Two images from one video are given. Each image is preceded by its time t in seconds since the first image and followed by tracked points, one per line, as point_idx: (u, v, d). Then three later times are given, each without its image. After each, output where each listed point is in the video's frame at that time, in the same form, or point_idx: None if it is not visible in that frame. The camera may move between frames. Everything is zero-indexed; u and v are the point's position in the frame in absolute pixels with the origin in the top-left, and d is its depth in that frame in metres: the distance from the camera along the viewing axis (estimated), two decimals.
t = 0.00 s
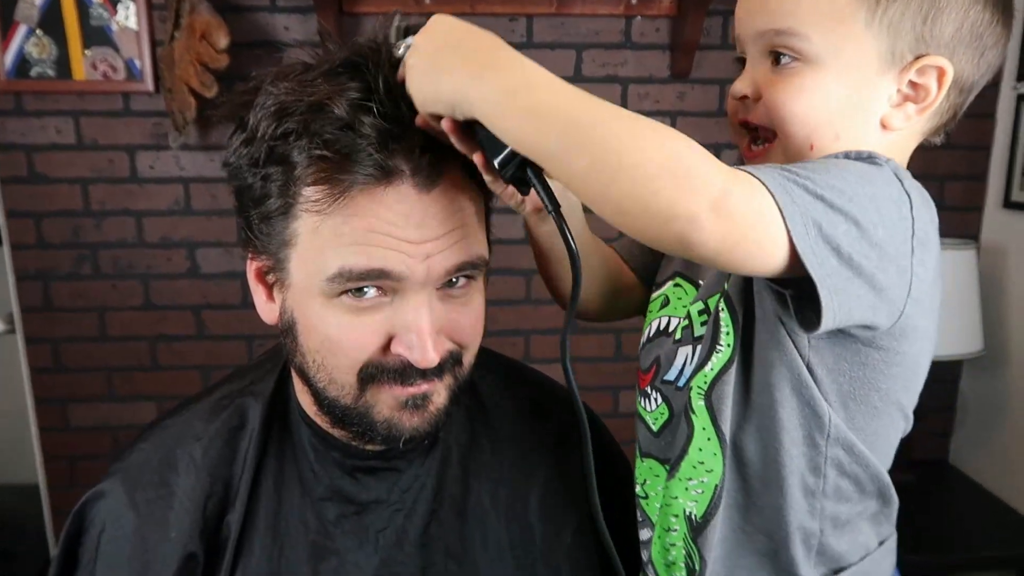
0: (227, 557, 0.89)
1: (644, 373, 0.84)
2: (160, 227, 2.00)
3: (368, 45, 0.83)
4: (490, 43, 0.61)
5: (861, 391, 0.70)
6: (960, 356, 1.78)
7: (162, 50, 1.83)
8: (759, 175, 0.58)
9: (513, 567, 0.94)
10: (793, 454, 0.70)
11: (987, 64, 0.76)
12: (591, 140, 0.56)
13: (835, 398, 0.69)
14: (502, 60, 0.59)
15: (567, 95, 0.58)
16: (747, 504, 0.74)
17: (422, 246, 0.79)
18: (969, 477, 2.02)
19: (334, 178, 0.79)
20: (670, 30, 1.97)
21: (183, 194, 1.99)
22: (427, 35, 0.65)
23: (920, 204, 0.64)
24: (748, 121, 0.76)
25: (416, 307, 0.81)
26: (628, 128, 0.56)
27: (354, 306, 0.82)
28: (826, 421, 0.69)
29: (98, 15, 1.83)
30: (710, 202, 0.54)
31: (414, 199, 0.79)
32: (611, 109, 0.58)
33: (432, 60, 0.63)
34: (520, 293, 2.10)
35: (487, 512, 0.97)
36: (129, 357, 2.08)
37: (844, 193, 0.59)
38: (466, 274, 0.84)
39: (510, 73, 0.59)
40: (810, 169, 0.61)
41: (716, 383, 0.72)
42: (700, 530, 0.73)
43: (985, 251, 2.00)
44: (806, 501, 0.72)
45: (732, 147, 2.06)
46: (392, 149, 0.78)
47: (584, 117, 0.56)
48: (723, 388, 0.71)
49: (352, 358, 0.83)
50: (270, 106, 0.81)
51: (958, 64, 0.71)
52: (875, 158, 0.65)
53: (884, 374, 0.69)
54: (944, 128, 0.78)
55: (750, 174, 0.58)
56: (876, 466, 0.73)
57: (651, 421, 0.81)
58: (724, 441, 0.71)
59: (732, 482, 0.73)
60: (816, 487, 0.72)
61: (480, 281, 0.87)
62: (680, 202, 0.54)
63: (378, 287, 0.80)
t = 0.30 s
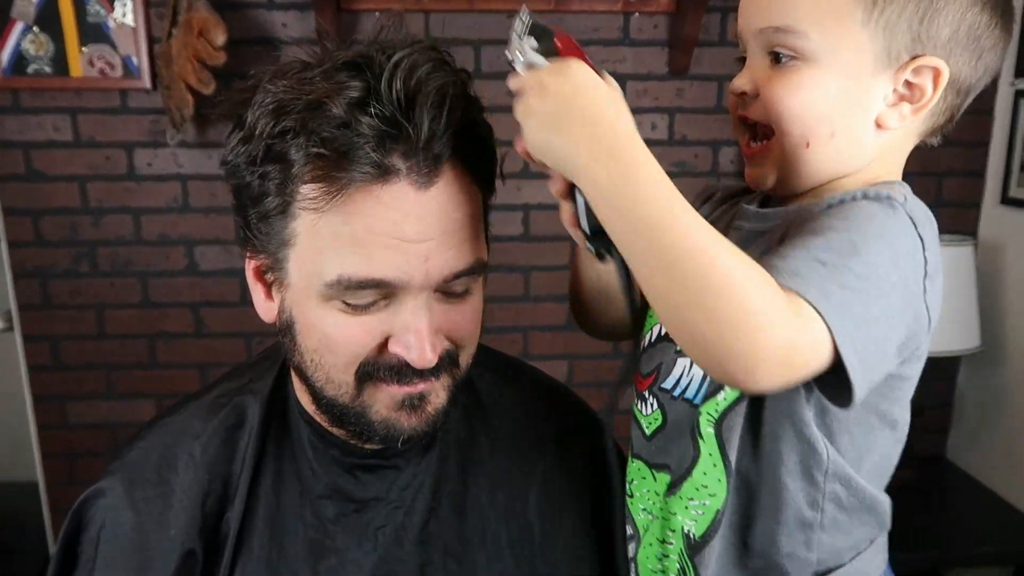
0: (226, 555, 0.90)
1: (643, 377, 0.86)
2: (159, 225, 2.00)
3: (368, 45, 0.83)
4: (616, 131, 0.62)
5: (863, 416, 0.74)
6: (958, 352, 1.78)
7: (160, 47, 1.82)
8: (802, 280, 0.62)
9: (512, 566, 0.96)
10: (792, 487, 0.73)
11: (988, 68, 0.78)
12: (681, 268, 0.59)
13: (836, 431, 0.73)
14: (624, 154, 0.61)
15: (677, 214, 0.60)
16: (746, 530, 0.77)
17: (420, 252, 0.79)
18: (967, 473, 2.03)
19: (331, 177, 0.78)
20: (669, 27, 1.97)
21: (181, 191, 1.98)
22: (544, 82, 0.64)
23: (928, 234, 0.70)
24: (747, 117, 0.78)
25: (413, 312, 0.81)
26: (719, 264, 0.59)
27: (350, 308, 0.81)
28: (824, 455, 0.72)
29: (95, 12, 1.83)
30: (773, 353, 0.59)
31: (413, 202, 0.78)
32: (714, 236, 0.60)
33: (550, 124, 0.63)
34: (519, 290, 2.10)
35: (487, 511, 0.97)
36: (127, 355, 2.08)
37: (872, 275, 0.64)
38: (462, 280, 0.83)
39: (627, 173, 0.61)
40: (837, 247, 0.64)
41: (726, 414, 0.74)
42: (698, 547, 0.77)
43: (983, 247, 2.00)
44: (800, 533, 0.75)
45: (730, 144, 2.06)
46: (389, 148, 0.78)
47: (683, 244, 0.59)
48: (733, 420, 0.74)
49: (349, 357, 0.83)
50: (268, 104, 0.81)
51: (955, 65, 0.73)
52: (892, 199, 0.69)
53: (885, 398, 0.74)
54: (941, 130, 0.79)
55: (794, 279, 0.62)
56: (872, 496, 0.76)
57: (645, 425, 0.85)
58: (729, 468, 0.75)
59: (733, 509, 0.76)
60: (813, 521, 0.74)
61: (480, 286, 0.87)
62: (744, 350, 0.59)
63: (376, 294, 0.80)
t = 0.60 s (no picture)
0: (225, 558, 0.90)
1: (671, 403, 0.91)
2: (158, 230, 2.01)
3: (364, 54, 0.84)
4: (665, 197, 0.62)
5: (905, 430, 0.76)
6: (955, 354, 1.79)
7: (159, 52, 1.83)
8: (858, 310, 0.62)
9: (510, 566, 0.96)
10: (844, 507, 0.75)
11: (990, 69, 0.79)
12: (746, 325, 0.60)
13: (878, 448, 0.75)
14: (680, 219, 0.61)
15: (732, 272, 0.60)
16: (797, 556, 0.79)
17: (416, 262, 0.78)
18: (964, 475, 2.04)
19: (326, 184, 0.78)
20: (666, 31, 1.97)
21: (180, 196, 1.99)
22: (573, 162, 0.64)
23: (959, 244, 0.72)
24: (756, 133, 0.78)
25: (409, 321, 0.81)
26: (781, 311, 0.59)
27: (345, 316, 0.81)
28: (873, 474, 0.74)
29: (95, 17, 1.83)
30: (846, 396, 0.60)
31: (408, 210, 0.78)
32: (768, 282, 0.61)
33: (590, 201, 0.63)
34: (517, 293, 2.11)
35: (485, 514, 0.98)
36: (127, 359, 2.08)
37: (921, 296, 0.65)
38: (458, 291, 0.83)
39: (677, 240, 0.61)
40: (881, 271, 0.65)
41: (772, 440, 0.77)
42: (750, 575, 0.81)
43: (980, 250, 2.01)
44: (853, 556, 0.76)
45: (727, 148, 2.07)
46: (383, 155, 0.78)
47: (743, 301, 0.60)
48: (779, 446, 0.77)
49: (347, 366, 0.84)
50: (265, 113, 0.82)
51: (962, 70, 0.75)
52: (922, 213, 0.70)
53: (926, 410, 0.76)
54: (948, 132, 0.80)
55: (848, 309, 0.62)
56: (916, 509, 0.78)
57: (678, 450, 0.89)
58: (779, 495, 0.77)
59: (783, 535, 0.79)
60: (864, 542, 0.76)
61: (475, 295, 0.87)
62: (820, 393, 0.60)
63: (371, 304, 0.80)
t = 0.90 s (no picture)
0: None
1: (691, 434, 0.91)
2: (158, 245, 2.02)
3: (365, 75, 0.86)
4: (650, 263, 0.64)
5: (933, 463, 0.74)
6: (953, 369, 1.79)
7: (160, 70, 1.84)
8: (862, 357, 0.61)
9: None
10: (870, 546, 0.73)
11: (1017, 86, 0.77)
12: (740, 385, 0.60)
13: (906, 484, 0.73)
14: (664, 285, 0.63)
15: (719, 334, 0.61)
16: None
17: (413, 282, 0.79)
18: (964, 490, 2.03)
19: (326, 204, 0.79)
20: (663, 48, 1.99)
21: (181, 212, 2.00)
22: (552, 235, 0.68)
23: (980, 273, 0.70)
24: (774, 157, 0.78)
25: (408, 341, 0.82)
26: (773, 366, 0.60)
27: (343, 337, 0.82)
28: (901, 512, 0.72)
29: (97, 35, 1.85)
30: (847, 444, 0.60)
31: (406, 230, 0.79)
32: (758, 340, 0.61)
33: (573, 270, 0.66)
34: (516, 308, 2.11)
35: (482, 531, 0.98)
36: (126, 374, 2.08)
37: (935, 335, 0.63)
38: (455, 312, 0.84)
39: (662, 307, 0.63)
40: (891, 312, 0.63)
41: (791, 477, 0.76)
42: None
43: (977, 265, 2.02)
44: None
45: (725, 164, 2.08)
46: (383, 176, 0.79)
47: (734, 361, 0.60)
48: (799, 484, 0.75)
49: (347, 385, 0.84)
50: (267, 133, 0.83)
51: (988, 89, 0.73)
52: (939, 246, 0.68)
53: (958, 443, 0.74)
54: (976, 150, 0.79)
55: (852, 355, 0.61)
56: (945, 545, 0.75)
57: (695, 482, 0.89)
58: (799, 532, 0.76)
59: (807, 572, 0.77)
60: None
61: (472, 318, 0.88)
62: (821, 444, 0.60)
63: (369, 325, 0.80)
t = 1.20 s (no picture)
0: None
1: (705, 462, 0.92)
2: (156, 254, 2.02)
3: (358, 85, 0.86)
4: (629, 285, 0.65)
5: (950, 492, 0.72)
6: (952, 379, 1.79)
7: (159, 79, 1.85)
8: (863, 384, 0.60)
9: None
10: None
11: None
12: (723, 407, 0.61)
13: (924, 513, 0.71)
14: (643, 305, 0.64)
15: (701, 356, 0.62)
16: None
17: (408, 295, 0.79)
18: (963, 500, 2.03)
19: (318, 215, 0.79)
20: (660, 58, 2.00)
21: (179, 220, 2.00)
22: (531, 267, 0.69)
23: (1012, 300, 0.66)
24: (799, 173, 0.75)
25: (402, 355, 0.82)
26: (754, 387, 0.60)
27: (337, 350, 0.82)
28: (921, 545, 0.69)
29: (96, 44, 1.86)
30: (834, 465, 0.59)
31: (400, 243, 0.79)
32: (740, 362, 0.62)
33: (554, 298, 0.68)
34: (514, 317, 2.11)
35: (478, 541, 0.98)
36: (123, 383, 2.08)
37: (947, 362, 0.62)
38: (450, 326, 0.84)
39: (644, 330, 0.63)
40: (902, 337, 0.62)
41: (809, 508, 0.74)
42: None
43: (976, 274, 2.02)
44: None
45: (723, 173, 2.08)
46: (375, 186, 0.79)
47: (715, 383, 0.61)
48: (817, 514, 0.73)
49: (340, 397, 0.84)
50: (259, 144, 0.83)
51: None
52: (965, 271, 0.65)
53: (978, 474, 0.72)
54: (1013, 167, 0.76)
55: (853, 382, 0.60)
56: None
57: (709, 511, 0.89)
58: (817, 565, 0.73)
59: None
60: None
61: (466, 332, 0.88)
62: (807, 466, 0.60)
63: (363, 339, 0.80)
